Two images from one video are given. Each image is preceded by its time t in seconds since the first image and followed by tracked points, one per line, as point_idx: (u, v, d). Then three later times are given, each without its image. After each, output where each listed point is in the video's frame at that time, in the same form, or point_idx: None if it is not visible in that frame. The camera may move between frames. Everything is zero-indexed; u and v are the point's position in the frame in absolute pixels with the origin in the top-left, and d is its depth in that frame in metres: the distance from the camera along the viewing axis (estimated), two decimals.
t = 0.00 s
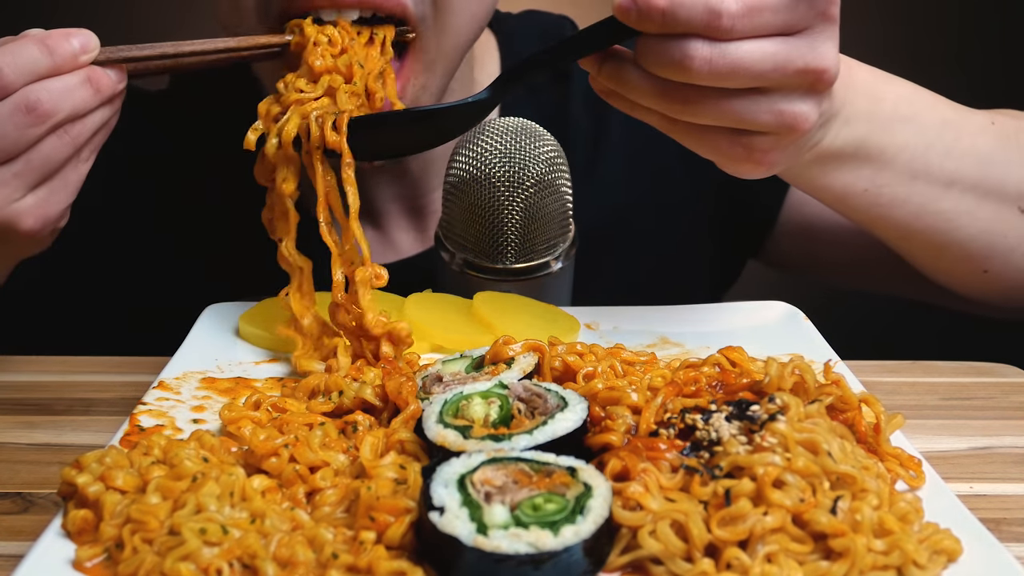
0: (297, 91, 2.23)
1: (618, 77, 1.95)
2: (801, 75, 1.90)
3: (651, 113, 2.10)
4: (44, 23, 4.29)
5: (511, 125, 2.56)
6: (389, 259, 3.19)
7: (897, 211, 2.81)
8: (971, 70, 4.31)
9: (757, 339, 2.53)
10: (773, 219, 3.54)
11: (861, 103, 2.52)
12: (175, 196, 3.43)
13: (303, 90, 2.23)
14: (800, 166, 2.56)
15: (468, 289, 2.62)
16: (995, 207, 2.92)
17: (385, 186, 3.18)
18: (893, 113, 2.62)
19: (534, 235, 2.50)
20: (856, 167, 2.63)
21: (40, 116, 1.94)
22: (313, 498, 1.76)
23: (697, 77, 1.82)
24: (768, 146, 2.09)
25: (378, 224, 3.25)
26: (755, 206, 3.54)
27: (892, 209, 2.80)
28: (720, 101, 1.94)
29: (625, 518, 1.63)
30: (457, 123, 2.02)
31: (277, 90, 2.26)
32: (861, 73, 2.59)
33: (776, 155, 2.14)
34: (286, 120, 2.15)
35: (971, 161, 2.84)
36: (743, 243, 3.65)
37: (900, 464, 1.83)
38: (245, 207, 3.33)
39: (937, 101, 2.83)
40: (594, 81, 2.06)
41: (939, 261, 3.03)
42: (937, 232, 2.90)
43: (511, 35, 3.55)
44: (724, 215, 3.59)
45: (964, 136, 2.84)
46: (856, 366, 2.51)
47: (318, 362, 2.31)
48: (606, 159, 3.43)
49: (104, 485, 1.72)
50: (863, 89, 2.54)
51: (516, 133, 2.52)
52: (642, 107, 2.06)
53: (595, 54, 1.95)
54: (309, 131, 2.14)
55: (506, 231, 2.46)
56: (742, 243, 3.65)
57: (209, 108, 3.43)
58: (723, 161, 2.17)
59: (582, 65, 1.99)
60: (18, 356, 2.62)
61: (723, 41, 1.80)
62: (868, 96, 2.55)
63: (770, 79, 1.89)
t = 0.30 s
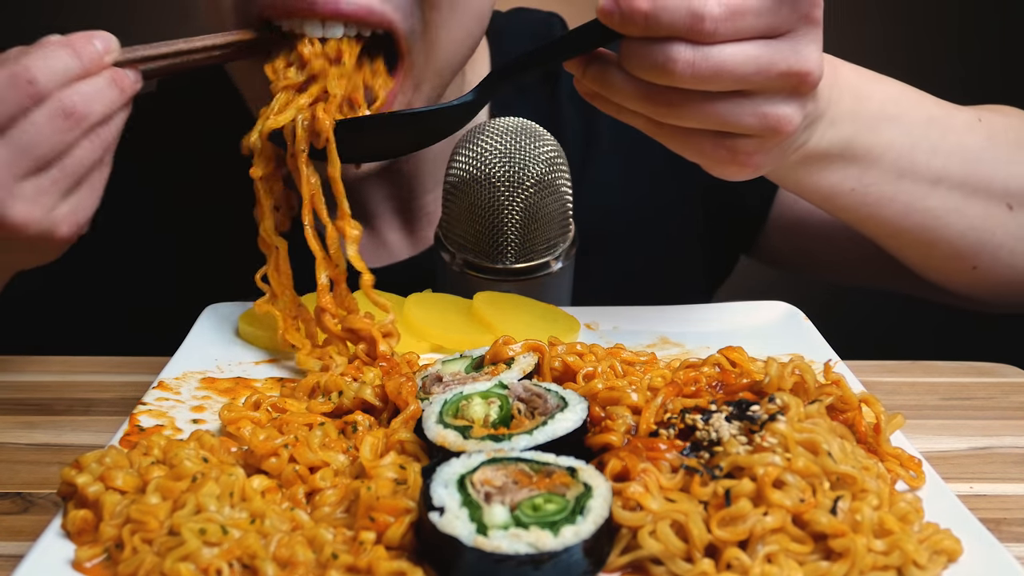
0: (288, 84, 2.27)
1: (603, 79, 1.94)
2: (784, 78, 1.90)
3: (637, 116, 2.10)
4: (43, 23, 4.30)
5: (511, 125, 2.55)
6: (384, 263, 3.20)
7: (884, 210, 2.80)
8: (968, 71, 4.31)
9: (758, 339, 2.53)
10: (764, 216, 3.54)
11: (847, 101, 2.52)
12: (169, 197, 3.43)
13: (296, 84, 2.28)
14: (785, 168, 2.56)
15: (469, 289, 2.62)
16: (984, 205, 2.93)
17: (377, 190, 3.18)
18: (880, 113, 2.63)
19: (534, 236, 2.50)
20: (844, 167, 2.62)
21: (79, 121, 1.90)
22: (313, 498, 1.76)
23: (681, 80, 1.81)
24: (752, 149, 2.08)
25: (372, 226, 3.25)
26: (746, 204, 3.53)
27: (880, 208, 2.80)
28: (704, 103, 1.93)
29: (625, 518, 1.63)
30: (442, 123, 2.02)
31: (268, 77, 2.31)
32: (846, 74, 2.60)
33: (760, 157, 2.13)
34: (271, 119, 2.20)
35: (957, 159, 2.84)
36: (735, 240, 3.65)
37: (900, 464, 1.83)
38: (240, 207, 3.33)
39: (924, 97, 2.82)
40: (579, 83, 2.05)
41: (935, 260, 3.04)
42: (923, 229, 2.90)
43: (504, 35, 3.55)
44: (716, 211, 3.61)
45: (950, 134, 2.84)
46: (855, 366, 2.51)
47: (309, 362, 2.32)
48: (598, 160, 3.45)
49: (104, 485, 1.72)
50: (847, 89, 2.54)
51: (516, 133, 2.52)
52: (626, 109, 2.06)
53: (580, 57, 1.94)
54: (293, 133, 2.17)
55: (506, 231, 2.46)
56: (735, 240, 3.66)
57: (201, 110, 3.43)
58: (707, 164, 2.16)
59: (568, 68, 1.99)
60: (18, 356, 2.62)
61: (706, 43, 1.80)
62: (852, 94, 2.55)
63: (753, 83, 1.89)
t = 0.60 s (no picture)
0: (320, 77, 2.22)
1: (621, 78, 1.93)
2: (805, 79, 1.90)
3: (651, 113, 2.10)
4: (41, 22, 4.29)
5: (511, 125, 2.55)
6: (384, 258, 3.20)
7: (891, 212, 2.80)
8: (970, 70, 4.31)
9: (757, 339, 2.53)
10: (766, 215, 3.51)
11: (858, 106, 2.52)
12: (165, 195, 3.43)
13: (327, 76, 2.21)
14: (795, 170, 2.56)
15: (469, 289, 2.62)
16: (987, 208, 2.92)
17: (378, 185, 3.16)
18: (887, 117, 2.62)
19: (534, 236, 2.50)
20: (851, 169, 2.62)
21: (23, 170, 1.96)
22: (313, 498, 1.76)
23: (702, 79, 1.81)
24: (770, 150, 2.08)
25: (372, 221, 3.23)
26: (748, 201, 3.52)
27: (888, 209, 2.79)
28: (722, 103, 1.94)
29: (624, 518, 1.63)
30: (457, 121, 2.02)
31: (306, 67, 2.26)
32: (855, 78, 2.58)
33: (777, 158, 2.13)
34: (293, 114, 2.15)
35: (963, 163, 2.84)
36: (735, 238, 3.64)
37: (901, 464, 1.83)
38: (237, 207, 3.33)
39: (930, 102, 2.82)
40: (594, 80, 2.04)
41: (934, 261, 3.04)
42: (928, 233, 2.91)
43: (507, 35, 3.55)
44: (717, 207, 3.60)
45: (956, 138, 2.83)
46: (855, 366, 2.51)
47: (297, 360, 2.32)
48: (597, 160, 3.44)
49: (104, 485, 1.72)
50: (858, 92, 2.54)
51: (516, 133, 2.52)
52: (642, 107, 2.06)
53: (598, 54, 1.93)
54: (305, 126, 2.09)
55: (506, 231, 2.46)
56: (737, 238, 3.64)
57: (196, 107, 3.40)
58: (722, 163, 2.16)
59: (583, 65, 1.97)
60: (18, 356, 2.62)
61: (729, 42, 1.80)
62: (863, 98, 2.54)
63: (774, 83, 1.89)
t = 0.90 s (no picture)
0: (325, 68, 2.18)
1: (618, 66, 1.94)
2: (801, 70, 1.90)
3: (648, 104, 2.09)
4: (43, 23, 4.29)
5: (511, 125, 2.55)
6: (385, 254, 3.18)
7: (887, 210, 2.81)
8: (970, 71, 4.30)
9: (758, 339, 2.53)
10: (763, 216, 3.51)
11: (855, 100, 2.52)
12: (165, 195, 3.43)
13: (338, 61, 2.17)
14: (795, 167, 2.57)
15: (468, 289, 2.62)
16: (985, 208, 2.93)
17: (376, 177, 3.17)
18: (883, 115, 2.63)
19: (534, 236, 2.50)
20: (845, 166, 2.61)
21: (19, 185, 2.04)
22: (313, 498, 1.76)
23: (698, 68, 1.81)
24: (764, 141, 2.08)
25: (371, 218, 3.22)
26: (747, 200, 3.51)
27: (882, 209, 2.80)
28: (718, 93, 1.93)
29: (625, 517, 1.63)
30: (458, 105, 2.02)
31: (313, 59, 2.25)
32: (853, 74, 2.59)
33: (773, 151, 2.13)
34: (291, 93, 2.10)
35: (960, 164, 2.84)
36: (735, 238, 3.65)
37: (901, 464, 1.83)
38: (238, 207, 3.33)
39: (924, 98, 2.82)
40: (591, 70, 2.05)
41: (933, 260, 3.03)
42: (925, 232, 2.91)
43: (506, 32, 3.54)
44: (715, 207, 3.60)
45: (952, 137, 2.83)
46: (855, 366, 2.51)
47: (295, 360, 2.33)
48: (599, 159, 3.44)
49: (104, 485, 1.72)
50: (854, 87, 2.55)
51: (516, 134, 2.52)
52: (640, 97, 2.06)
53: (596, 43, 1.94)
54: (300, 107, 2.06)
55: (506, 231, 2.46)
56: (737, 238, 3.64)
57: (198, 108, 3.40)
58: (716, 156, 2.15)
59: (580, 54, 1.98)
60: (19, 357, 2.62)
61: (726, 32, 1.80)
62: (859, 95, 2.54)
63: (771, 74, 1.89)
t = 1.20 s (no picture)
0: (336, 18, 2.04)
1: (628, 38, 1.93)
2: (810, 44, 1.93)
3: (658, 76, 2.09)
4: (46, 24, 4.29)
5: (511, 125, 2.55)
6: (390, 250, 3.17)
7: (893, 201, 2.81)
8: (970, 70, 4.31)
9: (758, 339, 2.53)
10: (768, 217, 3.54)
11: (862, 86, 2.55)
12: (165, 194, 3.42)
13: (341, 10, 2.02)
14: (797, 149, 2.59)
15: (469, 289, 2.62)
16: (990, 200, 2.92)
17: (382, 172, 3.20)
18: (891, 104, 2.65)
19: (534, 236, 2.50)
20: (854, 152, 2.65)
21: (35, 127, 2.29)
22: (313, 498, 1.76)
23: (709, 36, 1.83)
24: (772, 114, 2.10)
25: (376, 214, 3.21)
26: (752, 201, 3.53)
27: (888, 197, 2.80)
28: (728, 64, 1.95)
29: (624, 518, 1.63)
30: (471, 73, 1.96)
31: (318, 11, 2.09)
32: (860, 60, 2.63)
33: (781, 125, 2.15)
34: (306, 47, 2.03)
35: (960, 162, 2.84)
36: (740, 239, 3.66)
37: (901, 464, 1.83)
38: (239, 205, 3.33)
39: (934, 91, 2.85)
40: (603, 42, 2.05)
41: (935, 253, 3.02)
42: (931, 224, 2.90)
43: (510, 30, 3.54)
44: (719, 206, 3.59)
45: (958, 129, 2.85)
46: (855, 366, 2.51)
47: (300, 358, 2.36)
48: (605, 156, 3.45)
49: (104, 485, 1.72)
50: (860, 75, 2.57)
51: (516, 133, 2.51)
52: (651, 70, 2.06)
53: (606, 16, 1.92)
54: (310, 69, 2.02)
55: (506, 231, 2.46)
56: (737, 239, 3.66)
57: (202, 106, 3.41)
58: (724, 130, 2.17)
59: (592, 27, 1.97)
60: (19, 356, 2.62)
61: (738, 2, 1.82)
62: (867, 81, 2.58)
63: (781, 46, 1.91)
